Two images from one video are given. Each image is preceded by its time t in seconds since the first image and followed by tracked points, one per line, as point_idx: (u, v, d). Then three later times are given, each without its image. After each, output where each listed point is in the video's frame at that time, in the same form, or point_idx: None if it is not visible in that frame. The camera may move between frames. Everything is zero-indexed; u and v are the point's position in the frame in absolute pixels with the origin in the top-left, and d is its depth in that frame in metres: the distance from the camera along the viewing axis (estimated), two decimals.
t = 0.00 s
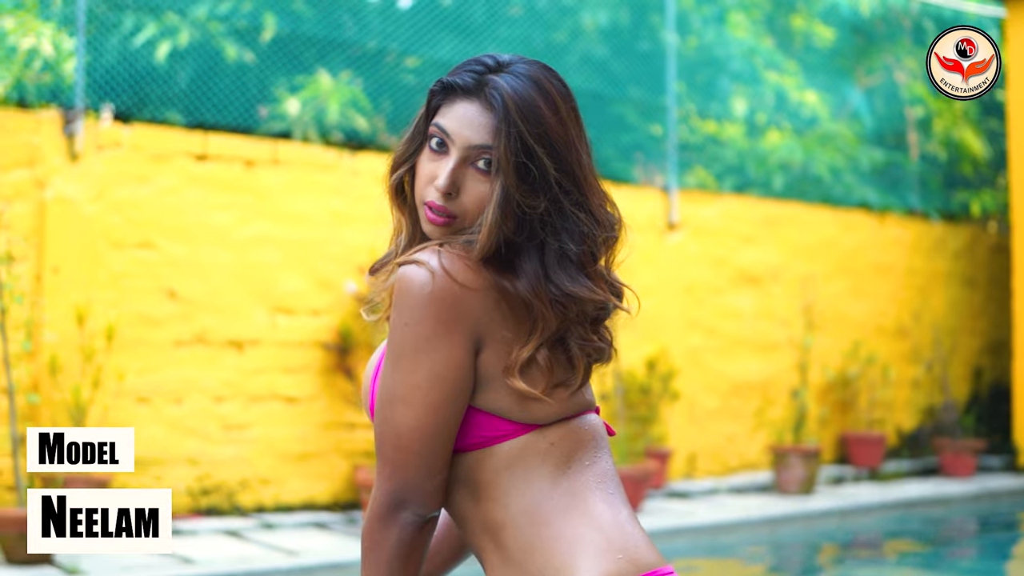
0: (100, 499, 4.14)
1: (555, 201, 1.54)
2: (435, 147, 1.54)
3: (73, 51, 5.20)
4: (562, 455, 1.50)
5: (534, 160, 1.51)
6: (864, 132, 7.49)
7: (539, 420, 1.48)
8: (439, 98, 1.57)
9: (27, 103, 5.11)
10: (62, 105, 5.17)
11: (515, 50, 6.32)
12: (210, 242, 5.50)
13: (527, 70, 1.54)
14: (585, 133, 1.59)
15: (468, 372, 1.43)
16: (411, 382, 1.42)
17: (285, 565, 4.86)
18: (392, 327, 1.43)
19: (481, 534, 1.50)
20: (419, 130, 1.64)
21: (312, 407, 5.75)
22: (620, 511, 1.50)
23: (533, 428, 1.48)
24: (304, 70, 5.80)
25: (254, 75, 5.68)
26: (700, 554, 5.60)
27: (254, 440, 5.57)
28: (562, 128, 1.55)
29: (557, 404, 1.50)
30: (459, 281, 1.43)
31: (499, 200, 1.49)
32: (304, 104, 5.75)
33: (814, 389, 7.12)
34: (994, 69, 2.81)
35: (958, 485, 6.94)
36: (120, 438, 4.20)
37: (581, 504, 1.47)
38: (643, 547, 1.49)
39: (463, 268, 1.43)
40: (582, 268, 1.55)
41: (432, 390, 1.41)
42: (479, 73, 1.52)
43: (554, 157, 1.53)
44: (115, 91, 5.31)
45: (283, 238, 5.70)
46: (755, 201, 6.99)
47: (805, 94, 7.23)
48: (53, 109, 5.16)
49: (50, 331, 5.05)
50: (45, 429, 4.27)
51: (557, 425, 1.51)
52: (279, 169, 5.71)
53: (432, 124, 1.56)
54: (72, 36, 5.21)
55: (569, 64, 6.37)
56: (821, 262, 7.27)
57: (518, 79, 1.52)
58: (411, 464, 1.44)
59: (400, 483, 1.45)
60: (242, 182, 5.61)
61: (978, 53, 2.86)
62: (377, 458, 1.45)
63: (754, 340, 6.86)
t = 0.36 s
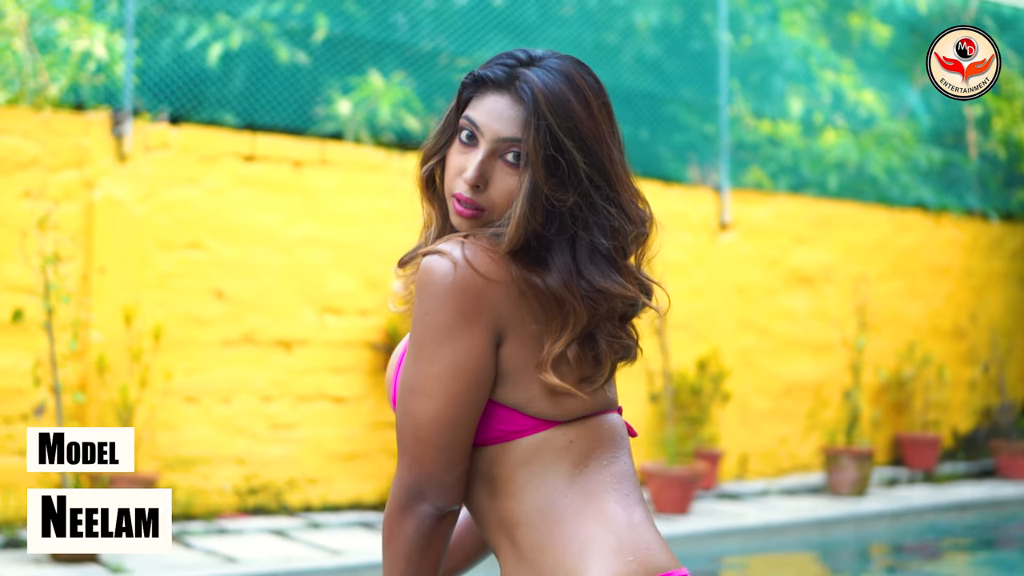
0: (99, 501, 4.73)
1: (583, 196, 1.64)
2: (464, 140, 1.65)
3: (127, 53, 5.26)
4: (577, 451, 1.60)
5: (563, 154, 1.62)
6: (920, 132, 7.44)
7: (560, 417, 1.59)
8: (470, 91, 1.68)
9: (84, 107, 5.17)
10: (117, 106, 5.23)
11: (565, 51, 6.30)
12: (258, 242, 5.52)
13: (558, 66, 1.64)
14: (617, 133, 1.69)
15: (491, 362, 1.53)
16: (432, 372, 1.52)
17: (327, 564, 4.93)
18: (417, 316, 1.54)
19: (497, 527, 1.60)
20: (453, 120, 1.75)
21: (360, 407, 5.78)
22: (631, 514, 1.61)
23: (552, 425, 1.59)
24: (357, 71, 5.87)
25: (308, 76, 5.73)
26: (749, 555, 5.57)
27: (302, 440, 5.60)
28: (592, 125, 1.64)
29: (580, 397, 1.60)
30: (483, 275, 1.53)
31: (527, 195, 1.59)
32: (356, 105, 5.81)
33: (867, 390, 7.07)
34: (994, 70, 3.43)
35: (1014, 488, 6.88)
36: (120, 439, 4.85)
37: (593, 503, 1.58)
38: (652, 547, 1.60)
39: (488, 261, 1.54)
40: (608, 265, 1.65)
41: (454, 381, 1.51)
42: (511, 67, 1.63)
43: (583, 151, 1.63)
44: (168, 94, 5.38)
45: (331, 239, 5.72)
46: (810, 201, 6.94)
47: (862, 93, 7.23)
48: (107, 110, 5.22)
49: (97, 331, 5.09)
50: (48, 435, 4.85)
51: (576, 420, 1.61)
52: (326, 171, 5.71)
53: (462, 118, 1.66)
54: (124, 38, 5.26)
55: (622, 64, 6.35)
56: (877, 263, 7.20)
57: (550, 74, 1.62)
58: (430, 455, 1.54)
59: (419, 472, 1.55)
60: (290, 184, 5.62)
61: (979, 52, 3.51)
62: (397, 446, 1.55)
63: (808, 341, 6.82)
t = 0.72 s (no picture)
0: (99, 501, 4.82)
1: (584, 177, 1.63)
2: (466, 120, 1.64)
3: (161, 49, 5.31)
4: (569, 440, 1.58)
5: (565, 133, 1.61)
6: (958, 129, 7.40)
7: (555, 402, 1.57)
8: (473, 72, 1.67)
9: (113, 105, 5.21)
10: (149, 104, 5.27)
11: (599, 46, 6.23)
12: (286, 238, 5.54)
13: (563, 48, 1.63)
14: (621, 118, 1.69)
15: (487, 341, 1.52)
16: (426, 351, 1.51)
17: (350, 560, 4.97)
18: (412, 294, 1.53)
19: (488, 514, 1.59)
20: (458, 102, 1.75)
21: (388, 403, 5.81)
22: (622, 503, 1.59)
23: (546, 409, 1.57)
24: (390, 68, 5.91)
25: (341, 73, 5.78)
26: (778, 554, 5.55)
27: (330, 435, 5.63)
28: (595, 106, 1.64)
29: (578, 380, 1.59)
30: (480, 252, 1.52)
31: (527, 174, 1.58)
32: (388, 103, 5.87)
33: (902, 387, 7.01)
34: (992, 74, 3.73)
35: None
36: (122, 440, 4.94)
37: (582, 492, 1.56)
38: (643, 537, 1.57)
39: (485, 241, 1.53)
40: (608, 248, 1.64)
41: (448, 359, 1.50)
42: (514, 47, 1.62)
43: (585, 133, 1.62)
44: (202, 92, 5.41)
45: (359, 235, 5.74)
46: (844, 197, 6.88)
47: (900, 90, 7.22)
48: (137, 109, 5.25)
49: (122, 326, 5.12)
50: (49, 436, 4.90)
51: (572, 406, 1.59)
52: (354, 166, 5.75)
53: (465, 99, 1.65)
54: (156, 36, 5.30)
55: (656, 60, 6.33)
56: (910, 259, 7.14)
57: (553, 55, 1.61)
58: (423, 436, 1.52)
59: (412, 453, 1.53)
60: (318, 180, 5.64)
61: (976, 52, 3.87)
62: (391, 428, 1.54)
63: (842, 338, 6.78)
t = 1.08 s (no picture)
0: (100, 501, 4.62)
1: (566, 161, 1.63)
2: (451, 100, 1.63)
3: (178, 47, 5.35)
4: (539, 426, 1.57)
5: (548, 115, 1.60)
6: (982, 124, 7.39)
7: (529, 387, 1.57)
8: (459, 52, 1.66)
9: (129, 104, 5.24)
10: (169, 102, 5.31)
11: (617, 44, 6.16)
12: (299, 235, 5.55)
13: (549, 30, 1.63)
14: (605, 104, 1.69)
15: (464, 322, 1.51)
16: (401, 329, 1.49)
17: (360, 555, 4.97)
18: (388, 271, 1.51)
19: (457, 499, 1.57)
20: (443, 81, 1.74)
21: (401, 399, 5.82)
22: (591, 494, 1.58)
23: (518, 394, 1.56)
24: (409, 65, 6.06)
25: (360, 70, 5.89)
26: (794, 551, 5.52)
27: (343, 431, 5.65)
28: (580, 91, 1.63)
29: (554, 364, 1.58)
30: (457, 232, 1.51)
31: (510, 155, 1.57)
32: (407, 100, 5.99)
33: (924, 385, 6.96)
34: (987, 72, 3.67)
35: None
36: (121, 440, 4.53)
37: (549, 479, 1.55)
38: (610, 527, 1.57)
39: (462, 219, 1.52)
40: (588, 233, 1.63)
41: (424, 339, 1.49)
42: (501, 28, 1.62)
43: (570, 116, 1.61)
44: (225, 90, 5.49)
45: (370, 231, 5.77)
46: (864, 193, 6.83)
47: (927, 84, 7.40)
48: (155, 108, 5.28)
49: (133, 321, 5.15)
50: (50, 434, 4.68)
51: (545, 390, 1.59)
52: (368, 162, 5.80)
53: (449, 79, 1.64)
54: (180, 35, 5.36)
55: (676, 56, 6.31)
56: (934, 255, 7.08)
57: (540, 37, 1.61)
58: (395, 416, 1.50)
59: (383, 435, 1.51)
60: (332, 176, 5.68)
61: (975, 53, 3.72)
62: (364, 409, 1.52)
63: (863, 335, 6.75)
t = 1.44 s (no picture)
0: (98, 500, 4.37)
1: (543, 148, 1.52)
2: (425, 85, 1.52)
3: (187, 47, 5.42)
4: (510, 425, 1.45)
5: (526, 101, 1.50)
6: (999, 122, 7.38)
7: (501, 379, 1.45)
8: (434, 39, 1.55)
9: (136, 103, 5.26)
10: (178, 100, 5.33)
11: (631, 41, 6.15)
12: (304, 233, 5.56)
13: (526, 16, 1.52)
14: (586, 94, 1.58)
15: (434, 313, 1.40)
16: (368, 316, 1.38)
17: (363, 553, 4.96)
18: (355, 257, 1.40)
19: (420, 493, 1.45)
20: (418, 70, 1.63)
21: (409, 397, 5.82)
22: (554, 489, 1.46)
23: (485, 384, 1.44)
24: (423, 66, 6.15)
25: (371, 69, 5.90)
26: (804, 548, 5.49)
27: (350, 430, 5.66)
28: (557, 78, 1.52)
29: (525, 359, 1.47)
30: (429, 216, 1.40)
31: (485, 140, 1.46)
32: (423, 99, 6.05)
33: (939, 383, 6.93)
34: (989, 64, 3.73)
35: None
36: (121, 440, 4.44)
37: (513, 473, 1.43)
38: (572, 526, 1.45)
39: (434, 206, 1.40)
40: (565, 222, 1.53)
41: (393, 327, 1.37)
42: (477, 14, 1.51)
43: (548, 104, 1.51)
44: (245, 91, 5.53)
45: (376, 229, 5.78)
46: (879, 189, 6.77)
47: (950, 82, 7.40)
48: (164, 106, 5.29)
49: (139, 320, 5.16)
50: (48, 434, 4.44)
51: (515, 386, 1.47)
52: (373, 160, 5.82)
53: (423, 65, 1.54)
54: (189, 34, 5.43)
55: (689, 53, 6.28)
56: (951, 252, 7.04)
57: (518, 24, 1.51)
58: (360, 403, 1.38)
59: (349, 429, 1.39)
60: (337, 173, 5.70)
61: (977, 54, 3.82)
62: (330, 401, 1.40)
63: (878, 333, 6.73)
